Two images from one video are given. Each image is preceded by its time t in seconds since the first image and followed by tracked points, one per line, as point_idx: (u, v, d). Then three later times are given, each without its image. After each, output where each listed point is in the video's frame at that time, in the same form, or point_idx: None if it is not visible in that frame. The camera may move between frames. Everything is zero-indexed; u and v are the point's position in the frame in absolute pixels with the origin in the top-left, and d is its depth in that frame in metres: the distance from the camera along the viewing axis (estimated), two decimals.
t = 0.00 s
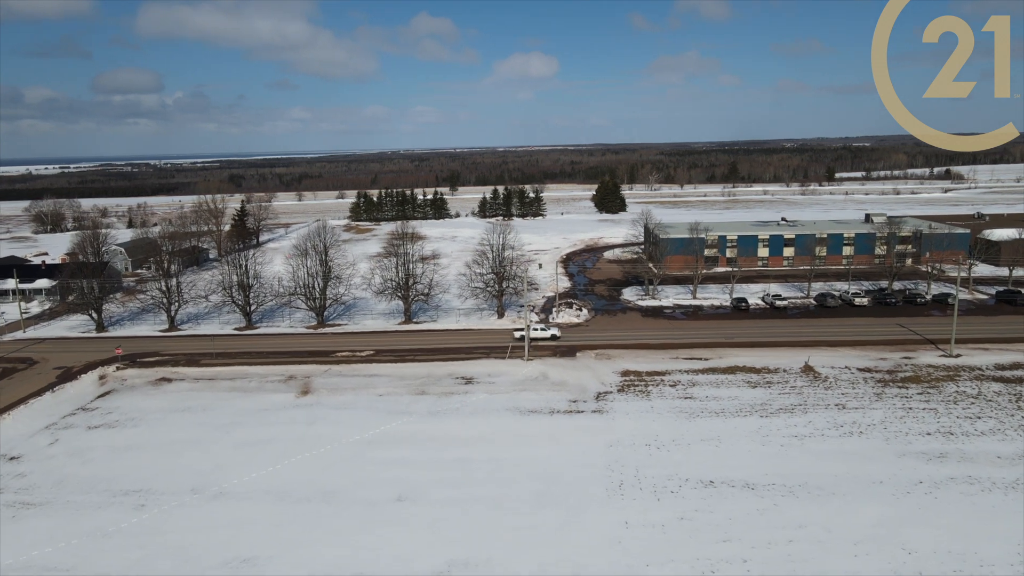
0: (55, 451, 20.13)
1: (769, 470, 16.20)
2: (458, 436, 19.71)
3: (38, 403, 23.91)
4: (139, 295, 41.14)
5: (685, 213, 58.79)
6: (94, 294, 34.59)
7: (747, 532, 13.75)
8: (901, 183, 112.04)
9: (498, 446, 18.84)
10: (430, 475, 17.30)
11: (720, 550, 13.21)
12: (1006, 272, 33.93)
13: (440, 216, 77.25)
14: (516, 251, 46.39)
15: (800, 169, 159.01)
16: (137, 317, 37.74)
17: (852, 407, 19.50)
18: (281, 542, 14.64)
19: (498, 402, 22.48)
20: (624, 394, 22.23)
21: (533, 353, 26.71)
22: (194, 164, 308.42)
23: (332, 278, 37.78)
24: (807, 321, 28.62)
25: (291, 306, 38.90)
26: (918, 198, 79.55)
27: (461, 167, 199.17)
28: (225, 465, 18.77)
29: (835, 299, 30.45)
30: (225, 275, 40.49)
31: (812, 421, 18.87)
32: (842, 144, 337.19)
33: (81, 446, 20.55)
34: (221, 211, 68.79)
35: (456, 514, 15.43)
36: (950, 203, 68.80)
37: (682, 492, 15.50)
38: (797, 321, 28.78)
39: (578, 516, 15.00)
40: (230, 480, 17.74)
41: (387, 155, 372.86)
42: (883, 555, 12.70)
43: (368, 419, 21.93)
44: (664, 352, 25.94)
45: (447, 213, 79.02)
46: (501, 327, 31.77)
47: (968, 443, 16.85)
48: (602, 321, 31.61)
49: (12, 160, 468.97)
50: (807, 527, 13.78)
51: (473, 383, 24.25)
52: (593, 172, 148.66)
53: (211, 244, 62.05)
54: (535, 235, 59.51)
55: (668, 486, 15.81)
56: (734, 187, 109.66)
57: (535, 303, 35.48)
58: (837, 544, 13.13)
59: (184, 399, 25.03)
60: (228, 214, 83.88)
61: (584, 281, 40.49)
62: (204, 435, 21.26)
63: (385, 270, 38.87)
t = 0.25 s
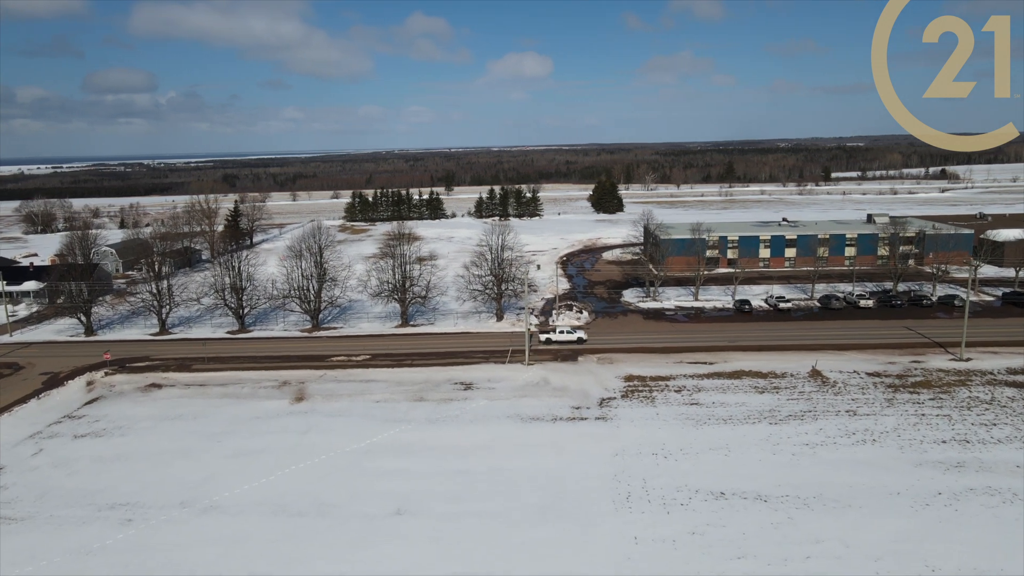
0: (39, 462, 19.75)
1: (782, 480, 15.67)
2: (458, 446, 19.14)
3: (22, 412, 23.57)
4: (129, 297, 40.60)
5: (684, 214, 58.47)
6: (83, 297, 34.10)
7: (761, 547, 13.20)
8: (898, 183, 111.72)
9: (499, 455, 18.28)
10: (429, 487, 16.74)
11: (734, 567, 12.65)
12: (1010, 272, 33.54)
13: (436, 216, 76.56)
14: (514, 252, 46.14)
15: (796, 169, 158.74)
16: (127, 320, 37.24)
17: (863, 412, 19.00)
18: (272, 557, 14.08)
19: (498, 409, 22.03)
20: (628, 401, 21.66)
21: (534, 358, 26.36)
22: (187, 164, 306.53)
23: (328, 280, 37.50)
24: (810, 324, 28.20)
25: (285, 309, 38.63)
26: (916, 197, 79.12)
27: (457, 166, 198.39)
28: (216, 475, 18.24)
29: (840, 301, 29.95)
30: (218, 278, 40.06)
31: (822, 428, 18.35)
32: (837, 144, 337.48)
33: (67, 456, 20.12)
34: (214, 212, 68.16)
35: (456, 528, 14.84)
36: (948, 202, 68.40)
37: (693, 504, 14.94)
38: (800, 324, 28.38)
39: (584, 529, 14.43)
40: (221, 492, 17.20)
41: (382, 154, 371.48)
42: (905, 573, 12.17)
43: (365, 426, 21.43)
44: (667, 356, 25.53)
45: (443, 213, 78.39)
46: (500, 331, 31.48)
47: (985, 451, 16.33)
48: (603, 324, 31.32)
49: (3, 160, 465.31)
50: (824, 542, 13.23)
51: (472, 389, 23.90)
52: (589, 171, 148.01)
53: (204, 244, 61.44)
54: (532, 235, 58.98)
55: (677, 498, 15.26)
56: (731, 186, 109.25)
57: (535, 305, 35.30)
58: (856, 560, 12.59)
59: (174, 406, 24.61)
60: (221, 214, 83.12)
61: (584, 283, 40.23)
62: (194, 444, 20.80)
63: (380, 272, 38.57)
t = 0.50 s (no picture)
0: (21, 474, 19.11)
1: (796, 493, 15.11)
2: (458, 456, 18.58)
3: (6, 421, 22.90)
4: (118, 300, 39.79)
5: (682, 214, 58.11)
6: (71, 299, 33.32)
7: (780, 565, 12.62)
8: (894, 182, 111.55)
9: (502, 466, 17.70)
10: (429, 500, 16.13)
11: None
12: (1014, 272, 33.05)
13: (431, 216, 75.88)
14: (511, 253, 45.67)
15: (792, 169, 158.51)
16: (116, 323, 36.48)
17: (876, 419, 18.47)
18: None
19: (499, 416, 21.47)
20: (633, 408, 21.08)
21: (535, 364, 25.90)
22: (179, 163, 304.21)
23: (322, 283, 36.98)
24: (815, 326, 27.73)
25: (279, 312, 38.09)
26: (912, 197, 78.83)
27: (451, 166, 197.39)
28: (206, 488, 17.61)
29: (845, 303, 29.46)
30: (210, 280, 39.39)
31: (835, 435, 17.81)
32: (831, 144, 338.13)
33: (51, 468, 19.47)
34: (206, 212, 67.26)
35: (459, 544, 14.21)
36: (946, 202, 68.11)
37: (706, 518, 14.35)
38: (804, 327, 27.94)
39: (593, 545, 13.82)
40: (211, 506, 16.55)
41: (376, 154, 369.88)
42: None
43: (361, 434, 20.85)
44: (670, 361, 25.02)
45: (438, 213, 77.68)
46: (499, 335, 31.07)
47: (1005, 461, 15.80)
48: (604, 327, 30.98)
49: None
50: (845, 559, 12.66)
51: (472, 395, 23.39)
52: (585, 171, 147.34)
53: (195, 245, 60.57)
54: (529, 236, 58.45)
55: (688, 511, 14.66)
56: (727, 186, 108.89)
57: (535, 308, 34.98)
58: None
59: (163, 413, 23.93)
60: (214, 215, 82.11)
61: (583, 285, 39.83)
62: (184, 454, 20.16)
63: (375, 273, 38.06)
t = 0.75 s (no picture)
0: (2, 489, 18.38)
1: (811, 507, 14.56)
2: (459, 469, 18.02)
3: None
4: (106, 303, 38.90)
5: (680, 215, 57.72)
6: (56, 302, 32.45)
7: None
8: (888, 182, 111.51)
9: (504, 480, 17.20)
10: (429, 518, 15.56)
11: None
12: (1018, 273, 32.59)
13: (425, 217, 75.14)
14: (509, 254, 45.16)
15: (786, 168, 158.59)
16: (104, 327, 35.62)
17: (889, 427, 17.91)
18: None
19: (499, 425, 20.81)
20: (639, 416, 20.47)
21: (535, 370, 25.40)
22: (170, 163, 301.55)
23: (316, 285, 36.31)
24: (819, 329, 27.24)
25: (272, 315, 37.44)
26: (908, 197, 78.62)
27: (445, 166, 196.40)
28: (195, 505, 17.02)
29: (849, 306, 28.93)
30: (200, 282, 38.59)
31: (848, 444, 17.25)
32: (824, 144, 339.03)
33: (33, 482, 18.85)
34: (197, 212, 66.25)
35: (461, 563, 13.61)
36: (942, 202, 67.87)
37: (720, 534, 13.78)
38: (808, 329, 27.46)
39: (601, 565, 13.22)
40: (200, 524, 15.98)
41: (369, 153, 368.07)
42: None
43: (358, 445, 20.27)
44: (673, 366, 24.53)
45: (433, 213, 76.94)
46: (497, 339, 30.52)
47: None
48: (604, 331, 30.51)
49: None
50: None
51: (472, 403, 22.80)
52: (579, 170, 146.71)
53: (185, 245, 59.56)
54: (525, 237, 57.85)
55: (701, 527, 14.08)
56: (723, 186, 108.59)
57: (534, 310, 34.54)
58: None
59: (151, 422, 23.19)
60: (205, 215, 80.98)
61: (582, 286, 39.35)
62: (172, 466, 19.49)
63: (370, 275, 37.43)
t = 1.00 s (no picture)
0: None
1: (826, 521, 14.06)
2: (460, 483, 17.46)
3: None
4: (92, 306, 37.96)
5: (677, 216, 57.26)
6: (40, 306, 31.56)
7: None
8: (882, 182, 111.53)
9: (506, 494, 16.61)
10: (428, 535, 14.98)
11: None
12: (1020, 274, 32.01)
13: (419, 217, 74.32)
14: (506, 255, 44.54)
15: (779, 168, 158.59)
16: (90, 331, 34.73)
17: (902, 435, 17.38)
18: None
19: (499, 434, 20.51)
20: (644, 424, 20.09)
21: (535, 376, 24.82)
22: (160, 163, 298.66)
23: (308, 288, 35.54)
24: (823, 332, 26.73)
25: (263, 318, 36.66)
26: (903, 196, 78.46)
27: (438, 166, 195.46)
28: (180, 523, 16.39)
29: (853, 308, 28.41)
30: (189, 285, 37.74)
31: (861, 454, 16.73)
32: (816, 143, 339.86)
33: (11, 497, 18.04)
34: (186, 212, 65.17)
35: None
36: (938, 201, 67.68)
37: (733, 551, 13.26)
38: (812, 332, 26.94)
39: None
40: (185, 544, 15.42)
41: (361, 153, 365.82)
42: None
43: (352, 456, 19.61)
44: (676, 372, 24.00)
45: (427, 214, 76.14)
46: (494, 344, 29.88)
47: None
48: (604, 335, 29.94)
49: None
50: None
51: (470, 411, 22.22)
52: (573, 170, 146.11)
53: (174, 246, 58.51)
54: (520, 237, 57.16)
55: (713, 544, 13.56)
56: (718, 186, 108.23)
57: (531, 313, 34.00)
58: None
59: (137, 431, 22.40)
60: (195, 215, 79.81)
61: (579, 288, 38.80)
62: (158, 481, 18.77)
63: (363, 277, 36.72)
